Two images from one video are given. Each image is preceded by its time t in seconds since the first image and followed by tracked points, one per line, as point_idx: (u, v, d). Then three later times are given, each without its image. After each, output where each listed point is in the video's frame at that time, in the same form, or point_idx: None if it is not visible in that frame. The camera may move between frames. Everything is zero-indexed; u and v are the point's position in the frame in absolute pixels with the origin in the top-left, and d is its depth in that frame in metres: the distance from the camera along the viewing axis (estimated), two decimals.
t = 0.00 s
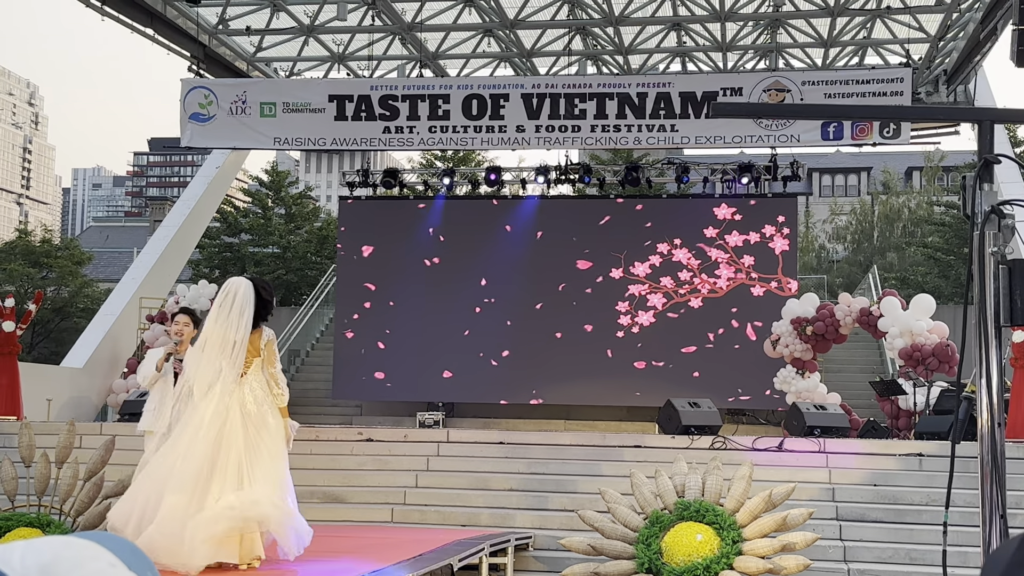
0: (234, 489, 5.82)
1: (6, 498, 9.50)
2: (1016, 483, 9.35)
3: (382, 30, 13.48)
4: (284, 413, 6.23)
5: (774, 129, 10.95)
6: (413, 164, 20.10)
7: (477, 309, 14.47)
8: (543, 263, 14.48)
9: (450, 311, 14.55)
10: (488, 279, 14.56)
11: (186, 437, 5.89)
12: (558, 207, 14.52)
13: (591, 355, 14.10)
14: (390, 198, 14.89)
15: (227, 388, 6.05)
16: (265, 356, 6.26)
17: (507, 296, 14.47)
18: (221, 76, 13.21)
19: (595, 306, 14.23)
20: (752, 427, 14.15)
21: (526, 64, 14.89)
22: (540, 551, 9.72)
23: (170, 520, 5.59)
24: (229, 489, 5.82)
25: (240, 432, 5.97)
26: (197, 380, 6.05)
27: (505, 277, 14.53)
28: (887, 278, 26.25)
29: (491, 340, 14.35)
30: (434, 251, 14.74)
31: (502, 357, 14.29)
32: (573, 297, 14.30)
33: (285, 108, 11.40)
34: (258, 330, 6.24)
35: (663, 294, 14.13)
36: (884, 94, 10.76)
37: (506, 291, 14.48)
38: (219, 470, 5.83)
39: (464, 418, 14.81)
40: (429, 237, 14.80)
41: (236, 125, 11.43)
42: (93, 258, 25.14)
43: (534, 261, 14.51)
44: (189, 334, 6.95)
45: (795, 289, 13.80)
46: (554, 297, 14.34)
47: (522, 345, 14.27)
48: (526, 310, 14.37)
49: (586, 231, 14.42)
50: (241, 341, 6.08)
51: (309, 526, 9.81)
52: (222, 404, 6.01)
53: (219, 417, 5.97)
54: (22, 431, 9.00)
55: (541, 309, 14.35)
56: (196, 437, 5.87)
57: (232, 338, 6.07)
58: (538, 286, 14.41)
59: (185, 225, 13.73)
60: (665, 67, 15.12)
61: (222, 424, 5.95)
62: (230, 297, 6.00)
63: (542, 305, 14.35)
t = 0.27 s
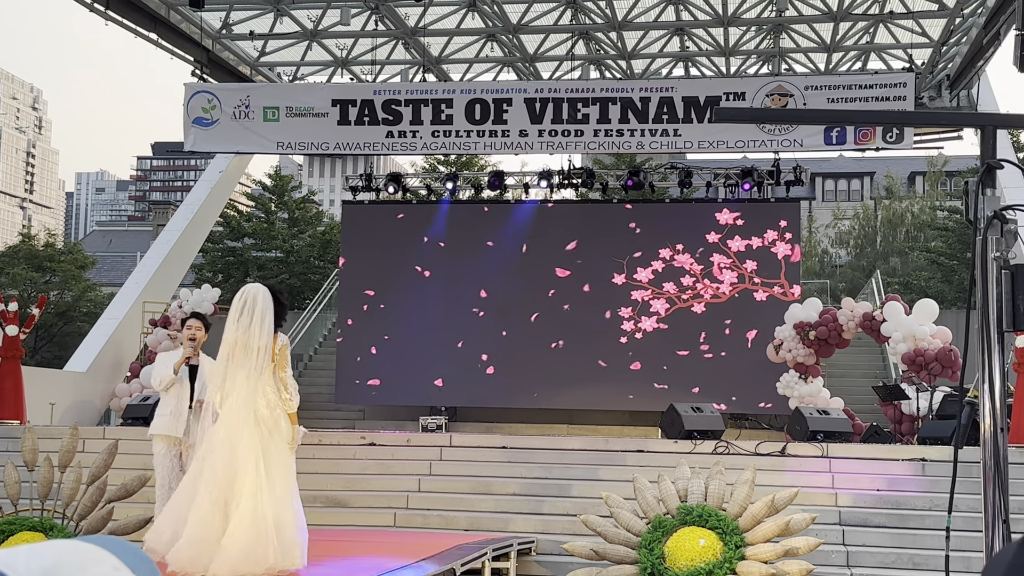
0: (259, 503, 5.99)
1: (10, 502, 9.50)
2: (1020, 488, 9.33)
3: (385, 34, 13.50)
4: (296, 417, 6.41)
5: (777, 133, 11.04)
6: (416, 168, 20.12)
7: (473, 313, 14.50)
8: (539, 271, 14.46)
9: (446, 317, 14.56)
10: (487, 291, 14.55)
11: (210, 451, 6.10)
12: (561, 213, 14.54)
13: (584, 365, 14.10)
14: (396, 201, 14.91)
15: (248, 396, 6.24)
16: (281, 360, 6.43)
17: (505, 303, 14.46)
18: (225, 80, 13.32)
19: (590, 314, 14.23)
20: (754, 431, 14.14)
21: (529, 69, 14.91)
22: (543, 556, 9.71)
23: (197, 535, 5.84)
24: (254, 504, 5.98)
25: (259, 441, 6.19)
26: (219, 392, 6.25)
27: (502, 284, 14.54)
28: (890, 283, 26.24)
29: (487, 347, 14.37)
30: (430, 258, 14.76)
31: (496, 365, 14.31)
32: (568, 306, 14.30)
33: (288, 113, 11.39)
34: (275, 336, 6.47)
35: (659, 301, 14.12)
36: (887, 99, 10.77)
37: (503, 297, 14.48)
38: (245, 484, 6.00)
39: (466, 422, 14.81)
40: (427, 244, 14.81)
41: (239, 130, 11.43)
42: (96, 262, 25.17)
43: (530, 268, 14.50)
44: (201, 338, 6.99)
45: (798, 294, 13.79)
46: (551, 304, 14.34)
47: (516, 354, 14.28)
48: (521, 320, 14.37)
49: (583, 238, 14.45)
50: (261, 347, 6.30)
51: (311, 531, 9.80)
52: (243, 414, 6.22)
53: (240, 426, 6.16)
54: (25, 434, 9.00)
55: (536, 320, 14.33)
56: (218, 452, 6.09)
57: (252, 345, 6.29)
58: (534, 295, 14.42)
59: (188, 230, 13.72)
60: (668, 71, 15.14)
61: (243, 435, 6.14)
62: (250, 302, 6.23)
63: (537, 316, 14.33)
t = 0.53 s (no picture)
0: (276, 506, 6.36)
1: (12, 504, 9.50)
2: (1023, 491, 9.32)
3: (388, 37, 13.52)
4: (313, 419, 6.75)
5: (779, 136, 11.04)
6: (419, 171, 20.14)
7: (467, 318, 14.51)
8: (534, 279, 14.44)
9: (440, 324, 14.56)
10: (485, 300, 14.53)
11: (230, 455, 6.48)
12: (562, 217, 14.55)
13: (574, 375, 14.09)
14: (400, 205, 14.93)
15: (265, 401, 6.60)
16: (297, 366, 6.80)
17: (499, 312, 14.45)
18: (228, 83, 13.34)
19: (585, 322, 14.22)
20: (758, 434, 14.13)
21: (532, 72, 14.92)
22: (546, 559, 9.70)
23: (216, 535, 6.23)
24: (269, 506, 6.34)
25: (276, 445, 6.55)
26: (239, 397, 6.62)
27: (498, 292, 14.53)
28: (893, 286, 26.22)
29: (479, 355, 14.37)
30: (425, 265, 14.77)
31: (486, 374, 14.30)
32: (561, 314, 14.29)
33: (291, 115, 11.38)
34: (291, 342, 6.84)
35: (655, 310, 14.12)
36: (890, 102, 10.76)
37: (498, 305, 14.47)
38: (262, 488, 6.36)
39: (469, 425, 14.81)
40: (424, 251, 14.81)
41: (242, 132, 11.43)
42: (99, 265, 25.19)
43: (525, 276, 14.49)
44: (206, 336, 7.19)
45: (801, 297, 13.79)
46: (545, 313, 14.33)
47: (505, 363, 14.27)
48: (519, 326, 14.36)
49: (580, 244, 14.44)
50: (279, 353, 6.69)
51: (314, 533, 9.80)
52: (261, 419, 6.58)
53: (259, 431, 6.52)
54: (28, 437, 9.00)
55: (531, 330, 14.31)
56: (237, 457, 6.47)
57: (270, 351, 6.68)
58: (528, 304, 14.40)
59: (191, 233, 13.72)
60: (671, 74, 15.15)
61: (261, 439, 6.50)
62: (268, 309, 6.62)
63: (532, 326, 14.31)
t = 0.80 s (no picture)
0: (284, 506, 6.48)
1: (15, 504, 9.51)
2: None
3: (391, 38, 13.51)
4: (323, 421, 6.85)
5: (782, 136, 11.00)
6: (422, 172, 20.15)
7: (468, 319, 14.51)
8: (526, 286, 14.46)
9: (433, 331, 14.56)
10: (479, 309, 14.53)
11: (243, 456, 6.66)
12: (563, 218, 14.56)
13: (564, 384, 14.11)
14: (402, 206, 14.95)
15: (275, 404, 6.75)
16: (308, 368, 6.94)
17: (491, 319, 14.45)
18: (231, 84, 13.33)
19: (576, 331, 14.22)
20: (760, 435, 14.12)
21: (534, 72, 14.92)
22: (548, 560, 9.69)
23: (227, 535, 6.39)
24: (278, 506, 6.47)
25: (286, 446, 6.68)
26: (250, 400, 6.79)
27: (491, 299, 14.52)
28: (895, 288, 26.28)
29: (471, 363, 14.37)
30: (419, 272, 14.76)
31: (485, 375, 14.31)
32: (552, 323, 14.29)
33: (294, 116, 11.41)
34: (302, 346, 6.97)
35: (648, 318, 14.09)
36: (893, 102, 10.74)
37: (489, 313, 14.46)
38: (270, 488, 6.50)
39: (471, 425, 14.80)
40: (419, 257, 14.83)
41: (245, 133, 11.46)
42: (102, 265, 25.22)
43: (518, 283, 14.51)
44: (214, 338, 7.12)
45: (803, 298, 13.78)
46: (535, 322, 14.34)
47: (506, 364, 14.28)
48: (521, 327, 14.36)
49: (575, 250, 14.46)
50: (287, 355, 6.83)
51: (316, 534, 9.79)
52: (271, 421, 6.75)
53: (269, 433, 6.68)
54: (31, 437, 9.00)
55: (521, 341, 14.31)
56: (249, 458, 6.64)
57: (280, 354, 6.83)
58: (521, 312, 14.41)
59: (194, 233, 13.74)
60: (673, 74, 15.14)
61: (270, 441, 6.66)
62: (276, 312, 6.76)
63: (521, 339, 14.30)
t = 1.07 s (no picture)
0: (288, 502, 6.49)
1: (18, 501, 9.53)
2: None
3: (393, 36, 13.51)
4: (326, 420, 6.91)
5: (785, 134, 11.07)
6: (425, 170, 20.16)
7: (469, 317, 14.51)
8: (519, 288, 14.48)
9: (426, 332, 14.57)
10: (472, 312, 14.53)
11: (249, 454, 6.69)
12: (563, 217, 14.55)
13: (554, 386, 14.14)
14: (402, 204, 14.94)
15: (279, 401, 6.81)
16: (312, 366, 7.00)
17: (483, 321, 14.46)
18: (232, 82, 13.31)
19: (567, 333, 14.24)
20: (762, 433, 14.11)
21: (536, 69, 14.92)
22: (550, 557, 9.70)
23: (232, 532, 6.42)
24: (283, 502, 6.48)
25: (290, 443, 6.73)
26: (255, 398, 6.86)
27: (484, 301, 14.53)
28: (897, 285, 26.29)
29: (463, 365, 14.39)
30: (414, 272, 14.76)
31: (488, 373, 14.32)
32: (543, 325, 14.31)
33: (296, 113, 11.39)
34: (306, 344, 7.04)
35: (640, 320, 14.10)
36: (895, 100, 10.75)
37: (482, 315, 14.47)
38: (274, 484, 6.53)
39: (473, 423, 14.81)
40: (418, 257, 14.82)
41: (247, 130, 11.43)
42: (105, 263, 25.26)
43: (511, 285, 14.51)
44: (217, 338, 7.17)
45: (806, 296, 13.77)
46: (525, 324, 14.36)
47: (508, 362, 14.30)
48: (523, 325, 14.37)
49: (569, 252, 14.46)
50: (292, 353, 6.89)
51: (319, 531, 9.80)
52: (277, 418, 6.79)
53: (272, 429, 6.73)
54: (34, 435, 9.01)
55: (512, 344, 14.34)
56: (253, 455, 6.70)
57: (283, 351, 6.90)
58: (514, 314, 14.42)
59: (196, 231, 13.75)
60: (676, 72, 15.14)
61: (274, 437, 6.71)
62: (279, 309, 6.83)
63: (512, 341, 14.33)
